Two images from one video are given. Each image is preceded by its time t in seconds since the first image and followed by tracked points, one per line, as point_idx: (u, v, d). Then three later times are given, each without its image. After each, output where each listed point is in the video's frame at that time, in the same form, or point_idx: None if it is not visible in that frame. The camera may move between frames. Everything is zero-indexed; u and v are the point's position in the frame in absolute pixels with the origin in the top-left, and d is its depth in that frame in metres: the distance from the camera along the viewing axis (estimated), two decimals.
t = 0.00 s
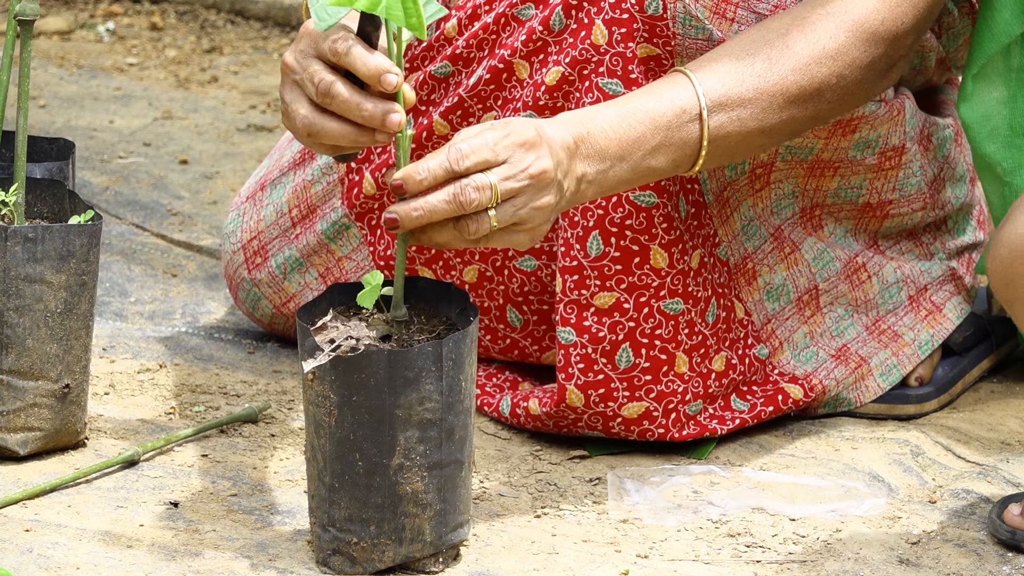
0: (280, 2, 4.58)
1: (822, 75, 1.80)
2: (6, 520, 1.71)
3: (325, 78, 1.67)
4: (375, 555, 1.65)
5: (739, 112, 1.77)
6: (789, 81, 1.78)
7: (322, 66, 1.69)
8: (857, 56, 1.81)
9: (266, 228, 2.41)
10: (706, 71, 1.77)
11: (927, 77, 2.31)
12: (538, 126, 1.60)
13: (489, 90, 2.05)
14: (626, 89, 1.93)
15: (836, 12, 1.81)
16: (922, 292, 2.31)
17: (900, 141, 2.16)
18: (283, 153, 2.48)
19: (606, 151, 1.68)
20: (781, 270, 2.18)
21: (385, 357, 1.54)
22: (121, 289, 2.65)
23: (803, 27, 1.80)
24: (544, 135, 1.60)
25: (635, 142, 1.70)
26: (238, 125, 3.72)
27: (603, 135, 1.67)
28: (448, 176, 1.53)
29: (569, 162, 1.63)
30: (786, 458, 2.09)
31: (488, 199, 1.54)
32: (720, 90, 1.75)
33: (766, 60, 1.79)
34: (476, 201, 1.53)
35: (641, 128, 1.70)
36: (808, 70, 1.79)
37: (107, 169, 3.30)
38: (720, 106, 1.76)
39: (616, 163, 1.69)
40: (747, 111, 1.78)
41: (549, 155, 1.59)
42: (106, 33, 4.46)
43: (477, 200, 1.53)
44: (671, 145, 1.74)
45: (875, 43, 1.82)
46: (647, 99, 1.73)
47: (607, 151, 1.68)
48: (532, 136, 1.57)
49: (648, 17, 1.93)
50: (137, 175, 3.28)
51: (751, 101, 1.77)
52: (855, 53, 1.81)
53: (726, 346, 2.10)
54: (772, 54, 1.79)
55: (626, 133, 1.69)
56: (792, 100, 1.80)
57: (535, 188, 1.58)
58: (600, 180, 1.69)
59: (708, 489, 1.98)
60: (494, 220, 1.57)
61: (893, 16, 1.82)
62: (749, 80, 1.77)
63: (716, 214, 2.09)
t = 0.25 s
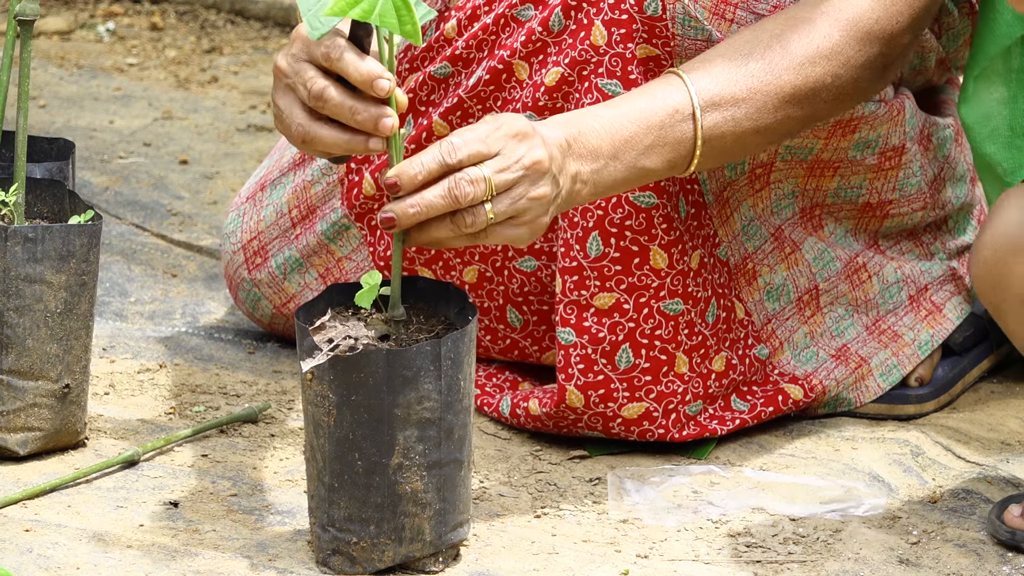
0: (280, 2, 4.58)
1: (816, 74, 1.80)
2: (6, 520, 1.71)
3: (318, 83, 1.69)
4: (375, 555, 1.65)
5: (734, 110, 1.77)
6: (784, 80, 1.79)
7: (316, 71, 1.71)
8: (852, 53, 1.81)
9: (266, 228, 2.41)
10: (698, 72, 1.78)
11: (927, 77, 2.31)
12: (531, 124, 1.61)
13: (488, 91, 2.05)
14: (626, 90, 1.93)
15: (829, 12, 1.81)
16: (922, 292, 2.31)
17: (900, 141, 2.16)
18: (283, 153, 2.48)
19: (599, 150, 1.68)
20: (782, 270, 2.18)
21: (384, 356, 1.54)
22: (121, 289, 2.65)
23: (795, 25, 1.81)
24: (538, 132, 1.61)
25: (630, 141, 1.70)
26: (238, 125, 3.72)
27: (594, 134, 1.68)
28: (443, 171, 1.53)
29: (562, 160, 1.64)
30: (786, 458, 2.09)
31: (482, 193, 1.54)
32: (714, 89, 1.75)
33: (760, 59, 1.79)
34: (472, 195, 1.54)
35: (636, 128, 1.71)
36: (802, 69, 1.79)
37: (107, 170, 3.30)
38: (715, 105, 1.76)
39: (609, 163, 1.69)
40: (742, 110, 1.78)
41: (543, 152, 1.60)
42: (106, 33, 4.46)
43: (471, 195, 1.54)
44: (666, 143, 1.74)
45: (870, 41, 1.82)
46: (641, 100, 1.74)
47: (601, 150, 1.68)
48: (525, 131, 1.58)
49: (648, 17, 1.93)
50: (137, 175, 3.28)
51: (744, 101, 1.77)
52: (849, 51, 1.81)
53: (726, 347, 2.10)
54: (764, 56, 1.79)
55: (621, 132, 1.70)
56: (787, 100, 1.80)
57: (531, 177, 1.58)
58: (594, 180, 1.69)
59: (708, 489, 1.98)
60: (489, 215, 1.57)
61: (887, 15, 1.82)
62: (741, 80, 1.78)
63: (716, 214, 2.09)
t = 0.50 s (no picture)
0: (279, 3, 4.58)
1: (814, 74, 1.80)
2: (5, 521, 1.71)
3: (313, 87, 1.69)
4: (374, 555, 1.64)
5: (732, 109, 1.77)
6: (782, 79, 1.79)
7: (311, 75, 1.72)
8: (849, 52, 1.81)
9: (266, 228, 2.41)
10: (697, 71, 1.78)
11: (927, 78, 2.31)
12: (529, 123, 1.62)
13: (488, 91, 2.05)
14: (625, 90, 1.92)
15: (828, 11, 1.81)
16: (922, 292, 2.31)
17: (900, 141, 2.17)
18: (283, 153, 2.48)
19: (596, 149, 1.68)
20: (782, 270, 2.18)
21: (383, 356, 1.54)
22: (121, 289, 2.65)
23: (792, 24, 1.81)
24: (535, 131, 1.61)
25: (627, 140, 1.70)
26: (237, 125, 3.72)
27: (592, 133, 1.68)
28: (439, 171, 1.53)
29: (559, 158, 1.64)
30: (786, 458, 2.09)
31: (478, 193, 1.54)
32: (710, 89, 1.75)
33: (757, 57, 1.79)
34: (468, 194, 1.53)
35: (634, 126, 1.71)
36: (800, 68, 1.79)
37: (107, 170, 3.30)
38: (711, 104, 1.76)
39: (606, 161, 1.69)
40: (739, 108, 1.78)
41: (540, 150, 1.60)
42: (106, 33, 4.45)
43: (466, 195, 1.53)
44: (663, 142, 1.74)
45: (869, 41, 1.82)
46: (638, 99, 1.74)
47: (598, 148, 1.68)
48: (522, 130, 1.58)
49: (647, 18, 1.92)
50: (136, 176, 3.28)
51: (742, 100, 1.78)
52: (848, 51, 1.81)
53: (726, 347, 2.10)
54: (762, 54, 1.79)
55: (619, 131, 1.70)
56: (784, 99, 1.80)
57: (527, 176, 1.58)
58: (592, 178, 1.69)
59: (707, 489, 1.98)
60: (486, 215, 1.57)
61: (886, 15, 1.82)
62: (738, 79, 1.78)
63: (716, 214, 2.09)
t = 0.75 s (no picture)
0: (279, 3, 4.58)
1: (816, 73, 1.81)
2: (6, 521, 1.71)
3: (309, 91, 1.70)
4: (374, 556, 1.64)
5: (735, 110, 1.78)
6: (785, 80, 1.79)
7: (306, 80, 1.72)
8: (853, 53, 1.82)
9: (266, 229, 2.41)
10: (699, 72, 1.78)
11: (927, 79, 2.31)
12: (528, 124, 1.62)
13: (489, 92, 2.06)
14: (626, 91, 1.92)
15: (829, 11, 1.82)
16: (922, 292, 2.31)
17: (901, 142, 2.17)
18: (283, 154, 2.48)
19: (597, 150, 1.68)
20: (782, 270, 2.18)
21: (383, 357, 1.54)
22: (121, 289, 2.65)
23: (794, 24, 1.82)
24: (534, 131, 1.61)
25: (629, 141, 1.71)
26: (237, 125, 3.72)
27: (594, 134, 1.68)
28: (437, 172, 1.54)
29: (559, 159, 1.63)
30: (786, 459, 2.09)
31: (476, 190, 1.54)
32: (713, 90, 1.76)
33: (760, 57, 1.80)
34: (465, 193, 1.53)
35: (636, 127, 1.71)
36: (803, 68, 1.80)
37: (107, 170, 3.30)
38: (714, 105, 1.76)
39: (609, 162, 1.69)
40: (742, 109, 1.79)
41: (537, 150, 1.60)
42: (106, 34, 4.45)
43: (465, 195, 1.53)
44: (666, 142, 1.74)
45: (870, 41, 1.83)
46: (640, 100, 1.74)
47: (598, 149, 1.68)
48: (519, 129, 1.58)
49: (648, 19, 1.92)
50: (137, 176, 3.28)
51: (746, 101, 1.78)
52: (850, 51, 1.82)
53: (726, 347, 2.10)
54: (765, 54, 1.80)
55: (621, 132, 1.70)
56: (786, 99, 1.81)
57: (526, 176, 1.58)
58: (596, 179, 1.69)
59: (708, 489, 1.98)
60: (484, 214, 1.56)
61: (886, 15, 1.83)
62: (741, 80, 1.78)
63: (716, 215, 2.09)
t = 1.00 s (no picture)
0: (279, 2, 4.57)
1: (826, 71, 1.80)
2: (5, 521, 1.70)
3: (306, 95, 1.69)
4: (374, 555, 1.64)
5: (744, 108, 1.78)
6: (795, 78, 1.79)
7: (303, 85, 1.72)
8: (866, 48, 1.80)
9: (266, 229, 2.41)
10: (709, 71, 1.78)
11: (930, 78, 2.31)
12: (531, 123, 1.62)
13: (489, 92, 2.06)
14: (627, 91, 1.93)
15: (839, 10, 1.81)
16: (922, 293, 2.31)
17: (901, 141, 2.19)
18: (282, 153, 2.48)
19: (604, 148, 1.68)
20: (782, 270, 2.18)
21: (383, 356, 1.54)
22: (120, 289, 2.65)
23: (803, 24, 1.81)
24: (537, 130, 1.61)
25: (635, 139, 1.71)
26: (237, 125, 3.72)
27: (600, 132, 1.68)
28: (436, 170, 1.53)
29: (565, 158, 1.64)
30: (786, 458, 2.09)
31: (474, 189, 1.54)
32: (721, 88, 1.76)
33: (768, 56, 1.79)
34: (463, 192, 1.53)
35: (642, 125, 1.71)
36: (813, 67, 1.80)
37: (107, 170, 3.30)
38: (722, 103, 1.76)
39: (616, 160, 1.69)
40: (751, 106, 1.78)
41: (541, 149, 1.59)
42: (106, 33, 4.45)
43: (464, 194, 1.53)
44: (673, 141, 1.74)
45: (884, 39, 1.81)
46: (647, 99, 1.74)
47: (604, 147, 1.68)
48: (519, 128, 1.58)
49: (649, 19, 1.92)
50: (136, 176, 3.28)
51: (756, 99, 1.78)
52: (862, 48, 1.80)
53: (726, 347, 2.10)
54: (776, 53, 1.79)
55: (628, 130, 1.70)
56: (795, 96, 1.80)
57: (525, 175, 1.57)
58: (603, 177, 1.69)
59: (707, 489, 1.98)
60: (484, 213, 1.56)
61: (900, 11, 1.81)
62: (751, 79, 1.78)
63: (717, 215, 2.09)
